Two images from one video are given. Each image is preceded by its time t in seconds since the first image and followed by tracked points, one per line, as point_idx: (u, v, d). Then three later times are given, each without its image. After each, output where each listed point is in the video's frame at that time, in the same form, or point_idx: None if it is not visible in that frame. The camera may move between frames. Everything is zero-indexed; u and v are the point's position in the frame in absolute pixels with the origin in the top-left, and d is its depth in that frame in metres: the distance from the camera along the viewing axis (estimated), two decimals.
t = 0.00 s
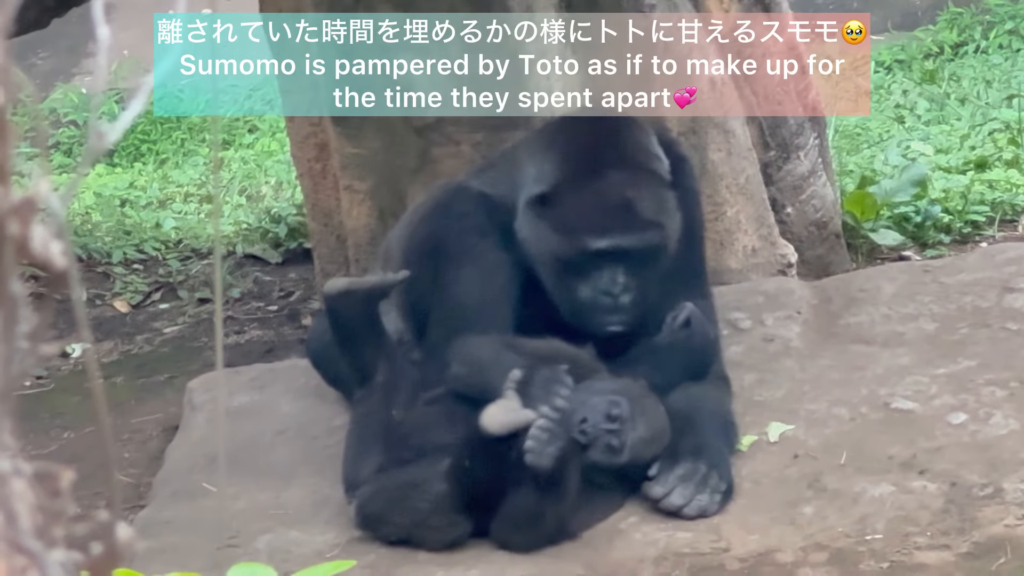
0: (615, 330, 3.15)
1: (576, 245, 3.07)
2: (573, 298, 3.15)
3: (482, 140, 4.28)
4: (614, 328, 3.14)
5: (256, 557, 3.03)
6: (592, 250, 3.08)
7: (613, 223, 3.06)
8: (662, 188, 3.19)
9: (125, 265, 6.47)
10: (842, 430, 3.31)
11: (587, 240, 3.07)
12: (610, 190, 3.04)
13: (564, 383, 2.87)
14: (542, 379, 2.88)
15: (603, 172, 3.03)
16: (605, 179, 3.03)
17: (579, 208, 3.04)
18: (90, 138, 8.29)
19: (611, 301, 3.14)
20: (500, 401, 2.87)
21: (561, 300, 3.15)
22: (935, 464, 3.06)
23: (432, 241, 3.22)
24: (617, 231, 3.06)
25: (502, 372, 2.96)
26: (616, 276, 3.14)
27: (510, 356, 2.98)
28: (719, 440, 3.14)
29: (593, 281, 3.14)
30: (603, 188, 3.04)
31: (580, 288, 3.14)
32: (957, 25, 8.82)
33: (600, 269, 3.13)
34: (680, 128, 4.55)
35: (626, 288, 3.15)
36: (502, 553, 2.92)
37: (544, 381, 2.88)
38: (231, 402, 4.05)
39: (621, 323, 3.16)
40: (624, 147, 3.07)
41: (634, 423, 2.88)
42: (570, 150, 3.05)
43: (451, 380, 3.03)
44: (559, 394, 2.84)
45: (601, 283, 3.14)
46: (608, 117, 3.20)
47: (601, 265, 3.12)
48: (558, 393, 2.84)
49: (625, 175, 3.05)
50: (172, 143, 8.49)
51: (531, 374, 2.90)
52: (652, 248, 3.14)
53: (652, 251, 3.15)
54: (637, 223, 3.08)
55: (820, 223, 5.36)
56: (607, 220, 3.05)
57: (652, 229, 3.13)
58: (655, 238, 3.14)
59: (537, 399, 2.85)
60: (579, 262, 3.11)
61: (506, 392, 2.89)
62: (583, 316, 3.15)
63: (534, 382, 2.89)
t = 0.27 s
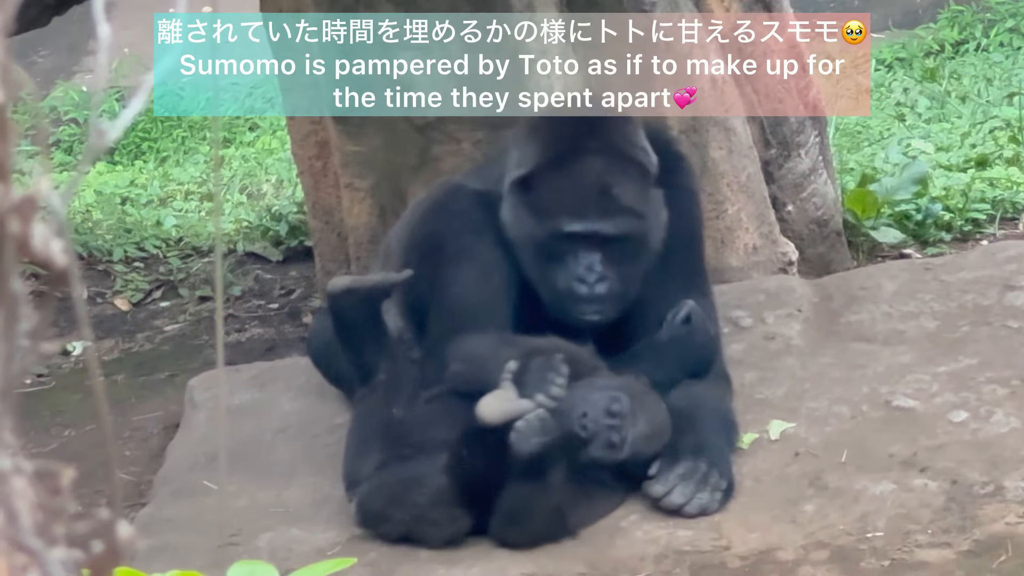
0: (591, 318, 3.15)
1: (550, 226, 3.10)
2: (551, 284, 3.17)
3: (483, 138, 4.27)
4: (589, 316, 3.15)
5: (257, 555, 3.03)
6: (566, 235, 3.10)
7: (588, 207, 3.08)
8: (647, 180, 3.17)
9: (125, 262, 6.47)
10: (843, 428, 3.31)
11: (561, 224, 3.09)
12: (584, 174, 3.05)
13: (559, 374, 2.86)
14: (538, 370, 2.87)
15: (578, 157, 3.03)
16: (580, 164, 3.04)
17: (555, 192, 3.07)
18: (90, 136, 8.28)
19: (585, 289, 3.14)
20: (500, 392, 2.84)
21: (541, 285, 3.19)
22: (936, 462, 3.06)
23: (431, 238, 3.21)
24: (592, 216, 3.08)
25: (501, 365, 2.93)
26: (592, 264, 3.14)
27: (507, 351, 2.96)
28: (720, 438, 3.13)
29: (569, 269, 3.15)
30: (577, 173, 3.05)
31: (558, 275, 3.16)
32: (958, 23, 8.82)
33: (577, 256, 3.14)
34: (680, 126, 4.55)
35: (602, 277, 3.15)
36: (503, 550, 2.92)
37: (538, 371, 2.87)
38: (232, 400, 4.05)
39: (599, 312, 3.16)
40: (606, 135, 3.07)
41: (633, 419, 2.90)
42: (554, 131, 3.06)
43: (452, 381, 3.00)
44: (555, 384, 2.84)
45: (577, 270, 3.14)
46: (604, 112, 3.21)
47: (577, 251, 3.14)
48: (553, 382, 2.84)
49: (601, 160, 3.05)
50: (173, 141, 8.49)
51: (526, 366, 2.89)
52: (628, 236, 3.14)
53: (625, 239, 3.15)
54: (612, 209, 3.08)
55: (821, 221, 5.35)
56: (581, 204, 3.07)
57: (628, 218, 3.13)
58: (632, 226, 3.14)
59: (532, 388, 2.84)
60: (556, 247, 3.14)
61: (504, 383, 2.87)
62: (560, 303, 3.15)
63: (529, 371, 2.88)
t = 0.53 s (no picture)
0: (576, 312, 3.14)
1: (538, 214, 3.12)
2: (540, 276, 3.18)
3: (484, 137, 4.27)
4: (574, 309, 3.14)
5: (257, 554, 3.03)
6: (554, 226, 3.12)
7: (577, 198, 3.09)
8: (639, 177, 3.19)
9: (126, 262, 6.47)
10: (844, 427, 3.31)
11: (549, 214, 3.11)
12: (574, 165, 3.07)
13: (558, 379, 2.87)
14: (537, 373, 2.88)
15: (569, 148, 3.06)
16: (571, 155, 3.07)
17: (545, 182, 3.09)
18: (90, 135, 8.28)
19: (572, 281, 3.14)
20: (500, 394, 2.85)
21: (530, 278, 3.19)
22: (936, 461, 3.06)
23: (428, 238, 3.22)
24: (581, 207, 3.09)
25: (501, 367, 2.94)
26: (580, 256, 3.15)
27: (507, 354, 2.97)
28: (720, 437, 3.13)
29: (557, 261, 3.15)
30: (568, 163, 3.07)
31: (545, 266, 3.17)
32: (959, 22, 8.82)
33: (565, 248, 3.15)
34: (681, 125, 4.54)
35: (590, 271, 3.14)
36: (503, 550, 2.92)
37: (536, 376, 2.88)
38: (233, 399, 4.05)
39: (584, 307, 3.15)
40: (600, 129, 3.09)
41: (633, 419, 2.92)
42: (548, 122, 3.10)
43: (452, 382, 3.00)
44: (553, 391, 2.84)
45: (565, 262, 3.15)
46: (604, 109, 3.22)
47: (565, 243, 3.15)
48: (553, 385, 2.85)
49: (592, 152, 3.07)
50: (174, 140, 8.49)
51: (525, 370, 2.90)
52: (617, 230, 3.14)
53: (613, 234, 3.15)
54: (600, 201, 3.09)
55: (821, 220, 5.36)
56: (570, 195, 3.08)
57: (617, 213, 3.13)
58: (621, 220, 3.14)
59: (533, 392, 2.85)
60: (544, 238, 3.15)
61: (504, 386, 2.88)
62: (548, 296, 3.16)
63: (528, 374, 2.89)
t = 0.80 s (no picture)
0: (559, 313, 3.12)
1: (524, 212, 3.12)
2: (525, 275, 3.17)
3: (482, 139, 4.27)
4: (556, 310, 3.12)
5: (256, 556, 3.03)
6: (540, 225, 3.11)
7: (564, 199, 3.08)
8: (631, 183, 3.17)
9: (125, 263, 6.47)
10: (842, 429, 3.31)
11: (536, 213, 3.10)
12: (564, 165, 3.06)
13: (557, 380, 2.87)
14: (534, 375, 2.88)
15: (559, 147, 3.06)
16: (562, 155, 3.06)
17: (534, 180, 3.09)
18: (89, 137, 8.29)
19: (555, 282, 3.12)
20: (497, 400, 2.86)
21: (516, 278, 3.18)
22: (934, 463, 3.06)
23: (425, 240, 3.23)
24: (567, 208, 3.08)
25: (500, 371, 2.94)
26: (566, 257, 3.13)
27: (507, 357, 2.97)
28: (717, 439, 3.12)
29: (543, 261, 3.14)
30: (557, 163, 3.07)
31: (531, 266, 3.15)
32: (958, 23, 8.82)
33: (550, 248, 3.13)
34: (680, 127, 4.53)
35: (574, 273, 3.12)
36: (502, 551, 2.92)
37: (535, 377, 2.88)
38: (232, 401, 4.05)
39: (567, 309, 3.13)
40: (593, 130, 3.08)
41: (632, 423, 2.91)
42: (542, 122, 3.10)
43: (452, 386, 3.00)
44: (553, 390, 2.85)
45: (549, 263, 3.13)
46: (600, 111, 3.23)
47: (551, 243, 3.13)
48: (552, 388, 2.85)
49: (582, 153, 3.06)
50: (173, 141, 8.49)
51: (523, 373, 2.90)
52: (603, 233, 3.13)
53: (599, 237, 3.14)
54: (587, 203, 3.08)
55: (820, 222, 5.35)
56: (557, 194, 3.07)
57: (604, 217, 3.12)
58: (608, 223, 3.12)
59: (531, 395, 2.85)
60: (530, 237, 3.14)
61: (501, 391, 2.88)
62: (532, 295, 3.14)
63: (526, 378, 2.88)
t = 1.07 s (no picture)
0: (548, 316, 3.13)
1: (516, 214, 3.11)
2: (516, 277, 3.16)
3: (481, 141, 4.27)
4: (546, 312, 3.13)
5: (254, 558, 3.02)
6: (532, 228, 3.10)
7: (555, 202, 3.07)
8: (623, 186, 3.16)
9: (123, 265, 6.47)
10: (841, 431, 3.31)
11: (527, 215, 3.09)
12: (556, 168, 3.05)
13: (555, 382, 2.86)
14: (533, 377, 2.87)
15: (552, 150, 3.04)
16: (555, 158, 3.04)
17: (526, 183, 3.07)
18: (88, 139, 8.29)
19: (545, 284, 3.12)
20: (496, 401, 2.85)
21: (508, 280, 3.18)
22: (933, 465, 3.06)
23: (422, 240, 3.24)
24: (559, 211, 3.07)
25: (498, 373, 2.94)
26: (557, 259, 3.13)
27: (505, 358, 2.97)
28: (716, 442, 3.11)
29: (534, 263, 3.14)
30: (550, 166, 3.05)
31: (522, 267, 3.15)
32: (956, 26, 8.83)
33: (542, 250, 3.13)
34: (678, 129, 4.54)
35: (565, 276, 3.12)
36: (500, 553, 2.92)
37: (533, 379, 2.87)
38: (230, 403, 4.05)
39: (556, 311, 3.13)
40: (587, 132, 3.06)
41: (630, 426, 2.93)
42: (536, 124, 3.08)
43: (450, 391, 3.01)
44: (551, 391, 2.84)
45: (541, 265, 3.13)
46: (596, 112, 3.22)
47: (542, 245, 3.13)
48: (550, 392, 2.84)
49: (576, 157, 3.04)
50: (171, 144, 8.49)
51: (522, 374, 2.88)
52: (593, 236, 3.12)
53: (590, 240, 3.14)
54: (578, 206, 3.07)
55: (818, 224, 5.36)
56: (549, 197, 3.06)
57: (595, 220, 3.11)
58: (599, 226, 3.12)
59: (529, 397, 2.84)
60: (521, 239, 3.14)
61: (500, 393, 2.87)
62: (523, 296, 3.14)
63: (525, 380, 2.88)
